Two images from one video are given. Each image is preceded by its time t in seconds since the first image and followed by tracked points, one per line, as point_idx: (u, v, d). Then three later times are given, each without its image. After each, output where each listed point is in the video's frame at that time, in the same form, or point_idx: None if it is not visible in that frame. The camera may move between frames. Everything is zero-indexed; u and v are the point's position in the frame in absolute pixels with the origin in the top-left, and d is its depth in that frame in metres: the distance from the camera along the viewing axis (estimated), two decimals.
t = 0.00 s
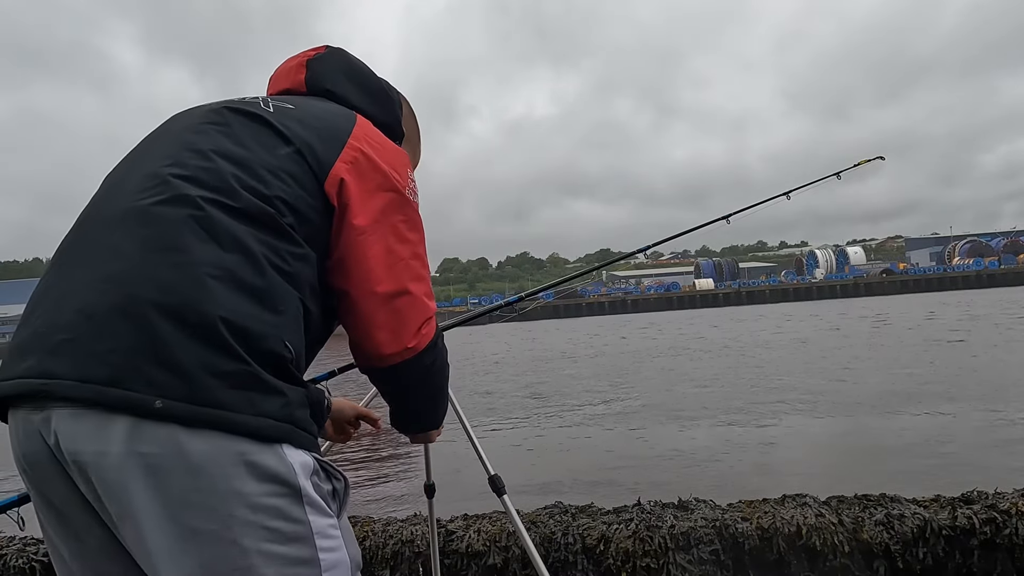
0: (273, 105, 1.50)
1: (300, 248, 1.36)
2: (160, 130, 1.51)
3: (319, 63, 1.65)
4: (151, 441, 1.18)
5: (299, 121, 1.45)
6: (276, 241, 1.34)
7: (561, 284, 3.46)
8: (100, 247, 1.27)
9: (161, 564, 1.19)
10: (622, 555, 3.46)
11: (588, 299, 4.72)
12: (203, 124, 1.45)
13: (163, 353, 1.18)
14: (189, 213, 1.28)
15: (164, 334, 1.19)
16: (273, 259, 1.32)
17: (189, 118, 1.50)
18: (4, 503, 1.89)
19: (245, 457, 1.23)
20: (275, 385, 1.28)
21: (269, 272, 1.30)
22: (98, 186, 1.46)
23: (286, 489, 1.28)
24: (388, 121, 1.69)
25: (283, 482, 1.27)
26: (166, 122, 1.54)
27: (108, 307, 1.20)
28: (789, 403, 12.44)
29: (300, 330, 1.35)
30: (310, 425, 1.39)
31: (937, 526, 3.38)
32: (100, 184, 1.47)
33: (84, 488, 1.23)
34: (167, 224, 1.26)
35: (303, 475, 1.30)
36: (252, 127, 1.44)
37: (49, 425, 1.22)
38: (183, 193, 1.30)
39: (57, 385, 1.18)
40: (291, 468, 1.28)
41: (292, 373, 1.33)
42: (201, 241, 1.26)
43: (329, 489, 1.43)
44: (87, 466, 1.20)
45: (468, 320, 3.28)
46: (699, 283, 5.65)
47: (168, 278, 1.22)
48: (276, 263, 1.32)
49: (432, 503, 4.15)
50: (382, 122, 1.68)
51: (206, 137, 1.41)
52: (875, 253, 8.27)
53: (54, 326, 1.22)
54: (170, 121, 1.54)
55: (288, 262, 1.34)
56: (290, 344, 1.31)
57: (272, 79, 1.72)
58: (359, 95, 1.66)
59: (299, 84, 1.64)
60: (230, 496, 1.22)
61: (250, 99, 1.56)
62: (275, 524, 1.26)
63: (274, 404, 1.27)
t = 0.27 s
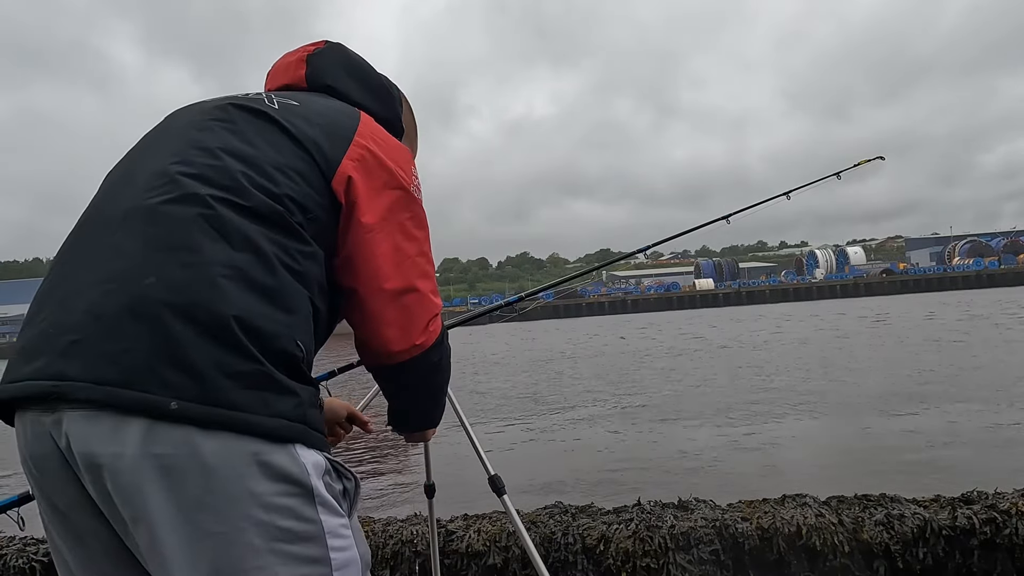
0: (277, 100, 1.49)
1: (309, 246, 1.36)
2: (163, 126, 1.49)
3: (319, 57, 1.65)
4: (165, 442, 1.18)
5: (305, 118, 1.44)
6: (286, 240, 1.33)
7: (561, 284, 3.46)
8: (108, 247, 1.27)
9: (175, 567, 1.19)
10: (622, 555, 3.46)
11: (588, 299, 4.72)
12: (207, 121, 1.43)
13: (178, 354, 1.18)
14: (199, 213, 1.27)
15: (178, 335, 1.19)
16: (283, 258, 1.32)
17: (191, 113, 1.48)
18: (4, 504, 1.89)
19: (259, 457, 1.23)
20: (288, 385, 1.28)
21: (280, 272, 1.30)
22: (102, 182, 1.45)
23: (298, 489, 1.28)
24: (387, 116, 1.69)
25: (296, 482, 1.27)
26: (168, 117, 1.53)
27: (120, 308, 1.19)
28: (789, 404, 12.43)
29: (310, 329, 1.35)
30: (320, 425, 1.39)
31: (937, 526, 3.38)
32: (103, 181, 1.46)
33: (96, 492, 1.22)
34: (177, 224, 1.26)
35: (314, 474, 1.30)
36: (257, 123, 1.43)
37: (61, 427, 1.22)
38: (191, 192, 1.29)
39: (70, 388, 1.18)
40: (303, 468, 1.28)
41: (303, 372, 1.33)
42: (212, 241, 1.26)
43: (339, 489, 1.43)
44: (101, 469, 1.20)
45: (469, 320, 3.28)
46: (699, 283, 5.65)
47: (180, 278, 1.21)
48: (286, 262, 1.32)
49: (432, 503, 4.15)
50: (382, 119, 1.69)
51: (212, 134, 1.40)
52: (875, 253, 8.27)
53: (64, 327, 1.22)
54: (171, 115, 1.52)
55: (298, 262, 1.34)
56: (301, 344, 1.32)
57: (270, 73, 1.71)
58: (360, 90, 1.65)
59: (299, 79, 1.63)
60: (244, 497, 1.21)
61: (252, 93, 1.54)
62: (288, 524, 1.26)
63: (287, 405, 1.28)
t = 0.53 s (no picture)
0: (285, 96, 1.47)
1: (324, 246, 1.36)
2: (168, 123, 1.47)
3: (321, 46, 1.64)
4: (192, 449, 1.17)
5: (314, 115, 1.43)
6: (302, 241, 1.33)
7: (561, 284, 3.46)
8: (125, 251, 1.25)
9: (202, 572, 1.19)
10: (622, 555, 3.46)
11: (588, 299, 4.72)
12: (217, 119, 1.41)
13: (203, 360, 1.18)
14: (218, 217, 1.26)
15: (204, 341, 1.18)
16: (301, 260, 1.32)
17: (198, 111, 1.46)
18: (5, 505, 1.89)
19: (284, 462, 1.23)
20: (311, 389, 1.29)
21: (299, 274, 1.30)
22: (109, 182, 1.42)
23: (321, 490, 1.28)
24: (389, 107, 1.70)
25: (318, 484, 1.28)
26: (172, 113, 1.50)
27: (144, 315, 1.19)
28: (789, 404, 12.43)
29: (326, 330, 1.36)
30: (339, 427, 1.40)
31: (937, 526, 3.38)
32: (109, 181, 1.44)
33: (121, 497, 1.22)
34: (196, 229, 1.25)
35: (335, 476, 1.31)
36: (268, 122, 1.41)
37: (86, 434, 1.22)
38: (208, 196, 1.28)
39: (95, 396, 1.18)
40: (324, 470, 1.29)
41: (323, 373, 1.34)
42: (233, 244, 1.25)
43: (358, 489, 1.43)
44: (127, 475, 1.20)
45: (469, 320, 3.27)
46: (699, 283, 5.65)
47: (203, 284, 1.21)
48: (304, 264, 1.32)
49: (431, 503, 4.15)
50: (385, 109, 1.69)
51: (223, 133, 1.38)
52: (875, 253, 8.27)
53: (85, 334, 1.21)
54: (176, 111, 1.50)
55: (315, 263, 1.34)
56: (320, 346, 1.33)
57: (269, 60, 1.69)
58: (362, 80, 1.65)
59: (301, 69, 1.62)
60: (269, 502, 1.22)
61: (257, 88, 1.52)
62: (309, 526, 1.26)
63: (311, 407, 1.29)
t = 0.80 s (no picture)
0: (288, 93, 1.44)
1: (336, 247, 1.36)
2: (169, 122, 1.43)
3: (315, 28, 1.62)
4: (224, 458, 1.19)
5: (321, 116, 1.41)
6: (317, 245, 1.33)
7: (561, 284, 3.45)
8: (147, 264, 1.25)
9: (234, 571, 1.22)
10: (622, 555, 3.46)
11: (588, 299, 4.72)
12: (223, 120, 1.38)
13: (235, 370, 1.19)
14: (240, 228, 1.26)
15: (235, 351, 1.19)
16: (319, 264, 1.32)
17: (201, 111, 1.42)
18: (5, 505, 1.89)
19: (311, 462, 1.24)
20: (333, 390, 1.31)
21: (319, 280, 1.31)
22: (115, 186, 1.40)
23: (338, 484, 1.27)
24: (381, 90, 1.71)
25: (335, 478, 1.27)
26: (173, 112, 1.46)
27: (175, 329, 1.20)
28: (789, 404, 12.43)
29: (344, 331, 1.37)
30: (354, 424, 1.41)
31: (937, 527, 3.38)
32: (115, 184, 1.41)
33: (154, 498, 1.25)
34: (219, 240, 1.25)
35: (350, 471, 1.30)
36: (275, 124, 1.38)
37: (120, 444, 1.23)
38: (228, 206, 1.27)
39: (130, 409, 1.18)
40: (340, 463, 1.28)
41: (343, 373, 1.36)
42: (256, 254, 1.25)
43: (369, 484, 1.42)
44: (160, 481, 1.22)
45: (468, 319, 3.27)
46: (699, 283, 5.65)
47: (232, 295, 1.21)
48: (322, 268, 1.33)
49: (431, 503, 4.15)
50: (376, 92, 1.70)
51: (233, 138, 1.35)
52: (875, 253, 8.27)
53: (114, 347, 1.21)
54: (177, 109, 1.46)
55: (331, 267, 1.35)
56: (339, 348, 1.34)
57: (260, 41, 1.67)
58: (356, 63, 1.65)
59: (294, 51, 1.61)
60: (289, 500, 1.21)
61: (256, 83, 1.48)
62: (325, 520, 1.24)
63: (336, 408, 1.31)
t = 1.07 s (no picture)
0: (239, 103, 1.45)
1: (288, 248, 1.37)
2: (134, 136, 1.47)
3: (271, 51, 1.62)
4: (169, 446, 1.20)
5: (269, 121, 1.42)
6: (268, 243, 1.34)
7: (561, 283, 3.44)
8: (102, 263, 1.27)
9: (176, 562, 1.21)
10: (622, 555, 3.45)
11: (588, 299, 4.71)
12: (180, 129, 1.41)
13: (180, 359, 1.20)
14: (188, 227, 1.27)
15: (181, 341, 1.20)
16: (269, 261, 1.33)
17: (160, 124, 1.45)
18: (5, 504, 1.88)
19: (256, 453, 1.24)
20: (282, 382, 1.31)
21: (268, 276, 1.32)
22: (84, 199, 1.44)
23: (290, 478, 1.28)
24: (341, 103, 1.70)
25: (288, 472, 1.28)
26: (138, 128, 1.50)
27: (123, 322, 1.21)
28: (789, 404, 12.43)
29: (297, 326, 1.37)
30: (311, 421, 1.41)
31: (937, 527, 3.38)
32: (84, 198, 1.45)
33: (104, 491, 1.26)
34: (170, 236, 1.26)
35: (302, 463, 1.31)
36: (225, 131, 1.40)
37: (76, 439, 1.24)
38: (178, 205, 1.29)
39: (81, 400, 1.20)
40: (293, 457, 1.29)
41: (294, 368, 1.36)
42: (203, 250, 1.26)
43: (327, 480, 1.43)
44: (110, 474, 1.22)
45: (468, 320, 3.26)
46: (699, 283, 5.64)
47: (180, 287, 1.23)
48: (272, 265, 1.33)
49: (432, 503, 4.15)
50: (337, 106, 1.69)
51: (185, 145, 1.38)
52: (875, 252, 8.26)
53: (69, 342, 1.23)
54: (141, 125, 1.50)
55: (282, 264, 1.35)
56: (291, 341, 1.34)
57: (221, 68, 1.68)
58: (313, 80, 1.65)
59: (254, 75, 1.61)
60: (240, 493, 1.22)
61: (211, 97, 1.50)
62: (279, 513, 1.26)
63: (285, 401, 1.31)
